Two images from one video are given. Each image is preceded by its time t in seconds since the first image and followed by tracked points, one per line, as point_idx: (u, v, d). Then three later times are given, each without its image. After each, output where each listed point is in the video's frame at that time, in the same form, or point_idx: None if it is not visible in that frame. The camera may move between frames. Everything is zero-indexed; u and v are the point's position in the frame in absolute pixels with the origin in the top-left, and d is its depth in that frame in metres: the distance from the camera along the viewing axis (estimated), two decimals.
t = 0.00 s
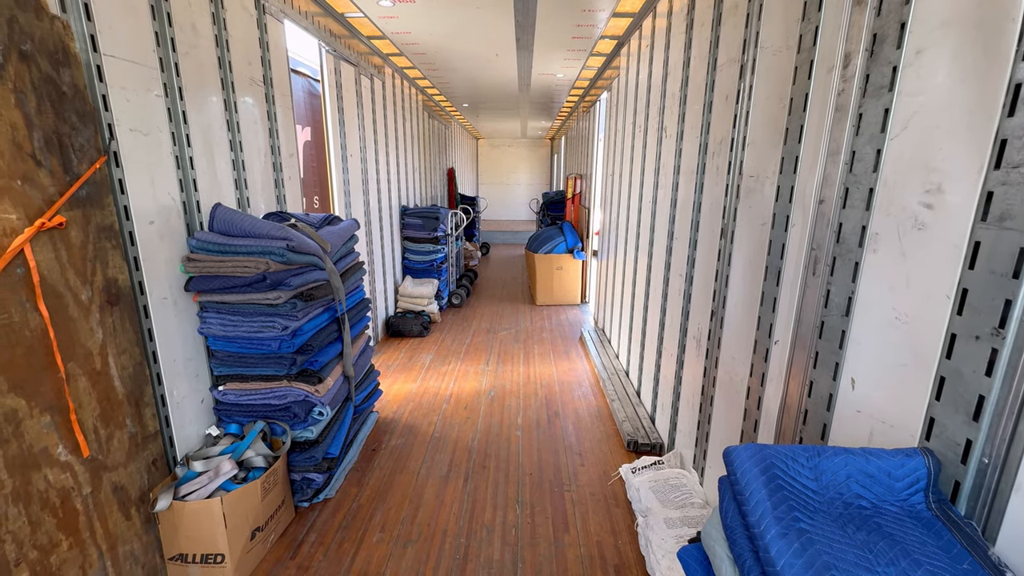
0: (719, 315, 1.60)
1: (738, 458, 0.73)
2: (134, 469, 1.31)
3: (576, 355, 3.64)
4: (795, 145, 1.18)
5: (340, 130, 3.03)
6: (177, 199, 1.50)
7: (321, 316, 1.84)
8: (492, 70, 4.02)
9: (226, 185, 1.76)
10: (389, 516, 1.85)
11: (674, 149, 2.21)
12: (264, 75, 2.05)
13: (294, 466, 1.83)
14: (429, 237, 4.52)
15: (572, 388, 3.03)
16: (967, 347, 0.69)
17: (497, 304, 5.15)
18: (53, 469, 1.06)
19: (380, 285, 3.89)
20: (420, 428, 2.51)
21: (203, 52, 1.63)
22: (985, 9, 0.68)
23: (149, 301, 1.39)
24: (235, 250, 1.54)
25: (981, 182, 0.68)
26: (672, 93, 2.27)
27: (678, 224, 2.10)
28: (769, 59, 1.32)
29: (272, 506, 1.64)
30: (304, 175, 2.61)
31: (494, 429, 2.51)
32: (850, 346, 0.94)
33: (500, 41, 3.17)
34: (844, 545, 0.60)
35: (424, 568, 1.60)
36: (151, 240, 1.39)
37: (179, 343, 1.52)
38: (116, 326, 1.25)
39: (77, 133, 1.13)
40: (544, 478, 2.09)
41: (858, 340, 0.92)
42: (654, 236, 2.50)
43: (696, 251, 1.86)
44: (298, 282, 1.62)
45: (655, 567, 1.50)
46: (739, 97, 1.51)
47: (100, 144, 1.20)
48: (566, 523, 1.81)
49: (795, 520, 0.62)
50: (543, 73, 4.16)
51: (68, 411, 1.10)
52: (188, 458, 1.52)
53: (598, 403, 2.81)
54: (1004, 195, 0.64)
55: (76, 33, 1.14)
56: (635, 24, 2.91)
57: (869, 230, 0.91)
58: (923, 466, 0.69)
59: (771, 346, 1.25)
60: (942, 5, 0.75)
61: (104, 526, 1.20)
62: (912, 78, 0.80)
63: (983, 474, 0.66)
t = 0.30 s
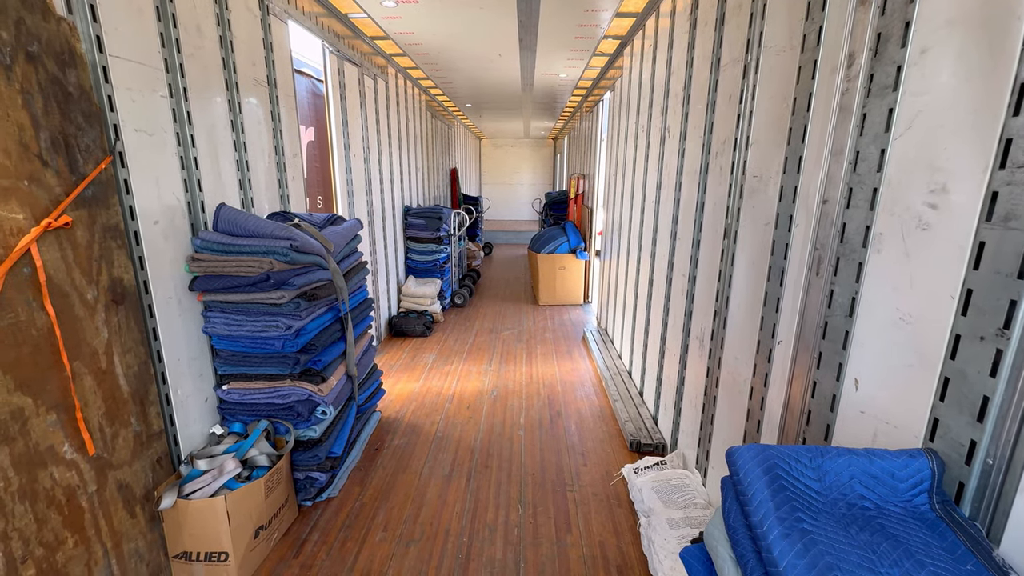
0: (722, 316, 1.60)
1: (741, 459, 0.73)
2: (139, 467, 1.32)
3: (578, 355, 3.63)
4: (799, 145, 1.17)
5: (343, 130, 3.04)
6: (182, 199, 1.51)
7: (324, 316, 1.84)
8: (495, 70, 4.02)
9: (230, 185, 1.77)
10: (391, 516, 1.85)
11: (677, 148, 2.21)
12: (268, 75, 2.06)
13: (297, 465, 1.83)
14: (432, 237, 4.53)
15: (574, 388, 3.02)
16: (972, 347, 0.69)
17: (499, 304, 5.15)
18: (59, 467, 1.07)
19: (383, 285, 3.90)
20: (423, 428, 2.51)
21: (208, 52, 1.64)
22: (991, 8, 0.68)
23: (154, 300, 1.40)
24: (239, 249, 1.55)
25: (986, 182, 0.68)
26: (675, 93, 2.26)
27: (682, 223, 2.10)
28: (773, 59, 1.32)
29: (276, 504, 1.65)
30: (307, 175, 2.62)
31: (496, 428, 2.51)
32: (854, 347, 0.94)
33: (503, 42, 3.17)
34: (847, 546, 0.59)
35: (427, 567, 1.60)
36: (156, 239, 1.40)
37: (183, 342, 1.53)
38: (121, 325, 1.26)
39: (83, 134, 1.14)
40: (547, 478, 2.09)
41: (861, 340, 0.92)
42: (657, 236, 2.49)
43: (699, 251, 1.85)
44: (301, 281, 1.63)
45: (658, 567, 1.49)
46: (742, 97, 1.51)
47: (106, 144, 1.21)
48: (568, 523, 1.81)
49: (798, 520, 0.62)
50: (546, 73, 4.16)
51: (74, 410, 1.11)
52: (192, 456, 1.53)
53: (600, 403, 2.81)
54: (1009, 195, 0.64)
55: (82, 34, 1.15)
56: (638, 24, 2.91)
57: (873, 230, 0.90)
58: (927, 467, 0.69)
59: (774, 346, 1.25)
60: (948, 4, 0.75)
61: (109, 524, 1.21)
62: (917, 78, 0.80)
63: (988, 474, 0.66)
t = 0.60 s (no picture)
0: (725, 316, 1.60)
1: (743, 459, 0.73)
2: (144, 465, 1.33)
3: (581, 355, 3.63)
4: (803, 145, 1.17)
5: (347, 130, 3.05)
6: (187, 199, 1.52)
7: (328, 315, 1.85)
8: (498, 70, 4.03)
9: (235, 185, 1.78)
10: (394, 515, 1.86)
11: (680, 148, 2.21)
12: (272, 76, 2.07)
13: (300, 464, 1.84)
14: (435, 237, 4.54)
15: (577, 388, 3.02)
16: (976, 348, 0.69)
17: (503, 304, 5.15)
18: (65, 464, 1.08)
19: (386, 284, 3.91)
20: (426, 427, 2.52)
21: (213, 53, 1.65)
22: (995, 9, 0.67)
23: (160, 299, 1.41)
24: (243, 249, 1.55)
25: (990, 182, 0.67)
26: (679, 93, 2.26)
27: (685, 223, 2.09)
28: (776, 58, 1.32)
29: (279, 503, 1.66)
30: (311, 175, 2.63)
31: (499, 428, 2.51)
32: (858, 347, 0.93)
33: (506, 42, 3.17)
34: (849, 547, 0.59)
35: (429, 566, 1.61)
36: (162, 239, 1.41)
37: (188, 341, 1.54)
38: (127, 324, 1.27)
39: (89, 134, 1.15)
40: (549, 478, 2.09)
41: (865, 341, 0.91)
42: (661, 236, 2.49)
43: (703, 252, 1.85)
44: (305, 281, 1.64)
45: (660, 567, 1.49)
46: (746, 97, 1.51)
47: (112, 144, 1.22)
48: (571, 523, 1.81)
49: (801, 521, 0.62)
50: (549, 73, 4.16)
51: (80, 408, 1.12)
52: (197, 454, 1.54)
53: (603, 403, 2.81)
54: (1013, 195, 0.64)
55: (89, 36, 1.16)
56: (642, 24, 2.90)
57: (877, 231, 0.90)
58: (931, 468, 0.69)
59: (778, 347, 1.25)
60: (952, 4, 0.74)
61: (114, 521, 1.22)
62: (921, 77, 0.80)
63: (992, 476, 0.65)
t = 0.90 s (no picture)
0: (728, 316, 1.59)
1: (746, 459, 0.73)
2: (149, 463, 1.34)
3: (584, 356, 3.63)
4: (807, 145, 1.16)
5: (350, 130, 3.06)
6: (191, 198, 1.52)
7: (331, 315, 1.86)
8: (501, 70, 4.03)
9: (239, 185, 1.79)
10: (397, 513, 1.86)
11: (683, 148, 2.20)
12: (276, 76, 2.07)
13: (304, 462, 1.85)
14: (438, 237, 4.55)
15: (580, 388, 3.02)
16: (981, 348, 0.68)
17: (506, 304, 5.15)
18: (71, 462, 1.09)
19: (389, 284, 3.92)
20: (428, 426, 2.52)
21: (217, 53, 1.66)
22: (1000, 8, 0.67)
23: (165, 298, 1.42)
24: (247, 248, 1.56)
25: (995, 181, 0.67)
26: (682, 92, 2.26)
27: (688, 223, 2.09)
28: (780, 58, 1.31)
29: (283, 501, 1.67)
30: (315, 174, 2.63)
31: (502, 428, 2.51)
32: (861, 348, 0.93)
33: (509, 41, 3.18)
34: (852, 547, 0.59)
35: (432, 565, 1.61)
36: (167, 238, 1.42)
37: (193, 340, 1.55)
38: (132, 323, 1.28)
39: (95, 134, 1.16)
40: (552, 478, 2.09)
41: (869, 341, 0.91)
42: (664, 236, 2.49)
43: (706, 252, 1.85)
44: (309, 280, 1.64)
45: (663, 567, 1.49)
46: (749, 96, 1.50)
47: (118, 144, 1.23)
48: (573, 523, 1.81)
49: (804, 521, 0.62)
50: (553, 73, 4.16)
51: (86, 405, 1.13)
52: (201, 453, 1.54)
53: (606, 403, 2.81)
54: (1018, 195, 0.63)
55: (95, 36, 1.17)
56: (645, 23, 2.90)
57: (881, 231, 0.90)
58: (934, 469, 0.68)
59: (781, 347, 1.25)
60: (957, 3, 0.74)
61: (119, 518, 1.23)
62: (926, 77, 0.80)
63: (996, 477, 0.65)
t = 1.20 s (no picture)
0: (732, 316, 1.59)
1: (748, 459, 0.73)
2: (154, 461, 1.35)
3: (587, 356, 3.63)
4: (811, 145, 1.16)
5: (354, 130, 3.06)
6: (197, 198, 1.53)
7: (335, 314, 1.86)
8: (504, 70, 4.03)
9: (243, 185, 1.79)
10: (400, 512, 1.87)
11: (687, 148, 2.20)
12: (281, 76, 2.08)
13: (307, 461, 1.85)
14: (441, 237, 4.55)
15: (583, 388, 3.02)
16: (985, 349, 0.68)
17: (509, 304, 5.14)
18: (77, 459, 1.10)
19: (392, 284, 3.93)
20: (431, 426, 2.53)
21: (222, 54, 1.67)
22: (1005, 8, 0.67)
23: (170, 297, 1.42)
24: (252, 248, 1.57)
25: (1000, 181, 0.67)
26: (686, 92, 2.25)
27: (692, 223, 2.09)
28: (784, 58, 1.31)
29: (286, 500, 1.67)
30: (319, 175, 2.64)
31: (505, 428, 2.52)
32: (865, 348, 0.93)
33: (513, 41, 3.17)
34: (855, 548, 0.59)
35: (435, 564, 1.62)
36: (172, 238, 1.43)
37: (197, 339, 1.56)
38: (137, 322, 1.29)
39: (102, 135, 1.17)
40: (554, 478, 2.09)
41: (873, 342, 0.91)
42: (667, 236, 2.48)
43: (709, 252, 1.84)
44: (312, 279, 1.65)
45: (665, 568, 1.49)
46: (753, 96, 1.50)
47: (124, 144, 1.24)
48: (576, 522, 1.81)
49: (806, 522, 0.62)
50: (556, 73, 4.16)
51: (91, 403, 1.14)
52: (205, 451, 1.55)
53: (609, 403, 2.81)
54: None
55: (102, 37, 1.18)
56: (649, 23, 2.89)
57: (885, 231, 0.89)
58: (938, 470, 0.68)
59: (784, 348, 1.24)
60: (962, 2, 0.74)
61: (124, 516, 1.24)
62: (931, 77, 0.79)
63: (1001, 478, 0.65)
